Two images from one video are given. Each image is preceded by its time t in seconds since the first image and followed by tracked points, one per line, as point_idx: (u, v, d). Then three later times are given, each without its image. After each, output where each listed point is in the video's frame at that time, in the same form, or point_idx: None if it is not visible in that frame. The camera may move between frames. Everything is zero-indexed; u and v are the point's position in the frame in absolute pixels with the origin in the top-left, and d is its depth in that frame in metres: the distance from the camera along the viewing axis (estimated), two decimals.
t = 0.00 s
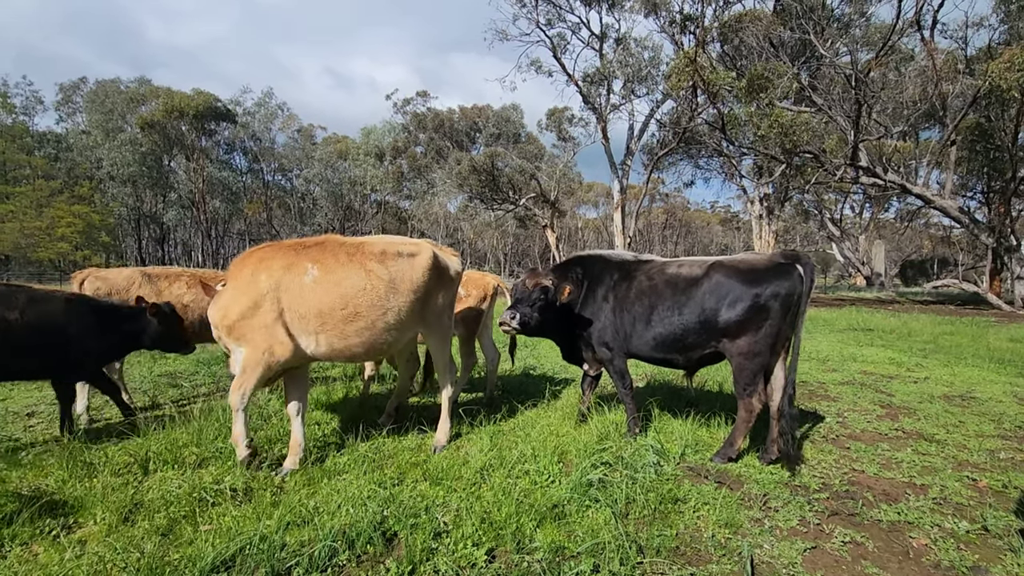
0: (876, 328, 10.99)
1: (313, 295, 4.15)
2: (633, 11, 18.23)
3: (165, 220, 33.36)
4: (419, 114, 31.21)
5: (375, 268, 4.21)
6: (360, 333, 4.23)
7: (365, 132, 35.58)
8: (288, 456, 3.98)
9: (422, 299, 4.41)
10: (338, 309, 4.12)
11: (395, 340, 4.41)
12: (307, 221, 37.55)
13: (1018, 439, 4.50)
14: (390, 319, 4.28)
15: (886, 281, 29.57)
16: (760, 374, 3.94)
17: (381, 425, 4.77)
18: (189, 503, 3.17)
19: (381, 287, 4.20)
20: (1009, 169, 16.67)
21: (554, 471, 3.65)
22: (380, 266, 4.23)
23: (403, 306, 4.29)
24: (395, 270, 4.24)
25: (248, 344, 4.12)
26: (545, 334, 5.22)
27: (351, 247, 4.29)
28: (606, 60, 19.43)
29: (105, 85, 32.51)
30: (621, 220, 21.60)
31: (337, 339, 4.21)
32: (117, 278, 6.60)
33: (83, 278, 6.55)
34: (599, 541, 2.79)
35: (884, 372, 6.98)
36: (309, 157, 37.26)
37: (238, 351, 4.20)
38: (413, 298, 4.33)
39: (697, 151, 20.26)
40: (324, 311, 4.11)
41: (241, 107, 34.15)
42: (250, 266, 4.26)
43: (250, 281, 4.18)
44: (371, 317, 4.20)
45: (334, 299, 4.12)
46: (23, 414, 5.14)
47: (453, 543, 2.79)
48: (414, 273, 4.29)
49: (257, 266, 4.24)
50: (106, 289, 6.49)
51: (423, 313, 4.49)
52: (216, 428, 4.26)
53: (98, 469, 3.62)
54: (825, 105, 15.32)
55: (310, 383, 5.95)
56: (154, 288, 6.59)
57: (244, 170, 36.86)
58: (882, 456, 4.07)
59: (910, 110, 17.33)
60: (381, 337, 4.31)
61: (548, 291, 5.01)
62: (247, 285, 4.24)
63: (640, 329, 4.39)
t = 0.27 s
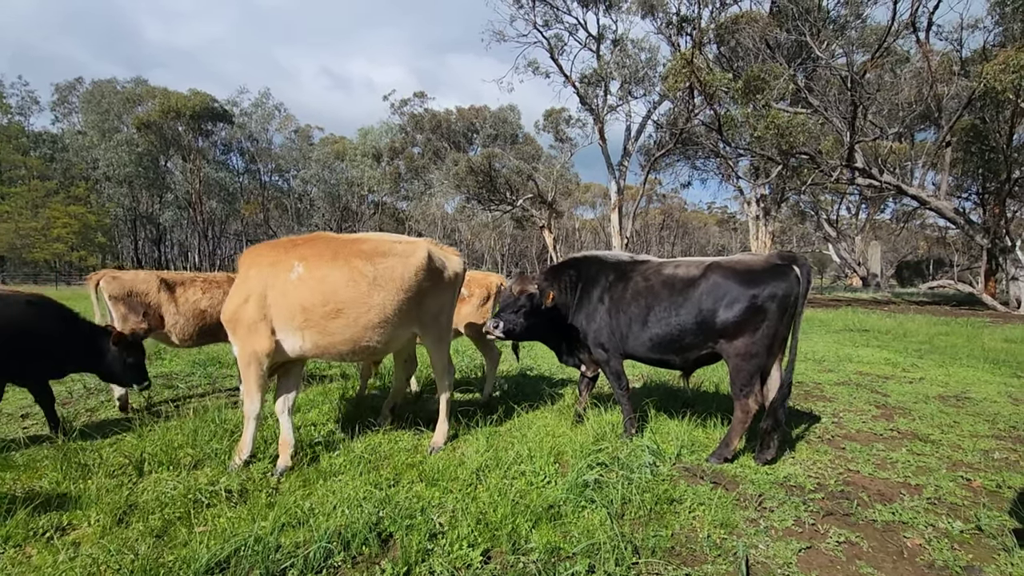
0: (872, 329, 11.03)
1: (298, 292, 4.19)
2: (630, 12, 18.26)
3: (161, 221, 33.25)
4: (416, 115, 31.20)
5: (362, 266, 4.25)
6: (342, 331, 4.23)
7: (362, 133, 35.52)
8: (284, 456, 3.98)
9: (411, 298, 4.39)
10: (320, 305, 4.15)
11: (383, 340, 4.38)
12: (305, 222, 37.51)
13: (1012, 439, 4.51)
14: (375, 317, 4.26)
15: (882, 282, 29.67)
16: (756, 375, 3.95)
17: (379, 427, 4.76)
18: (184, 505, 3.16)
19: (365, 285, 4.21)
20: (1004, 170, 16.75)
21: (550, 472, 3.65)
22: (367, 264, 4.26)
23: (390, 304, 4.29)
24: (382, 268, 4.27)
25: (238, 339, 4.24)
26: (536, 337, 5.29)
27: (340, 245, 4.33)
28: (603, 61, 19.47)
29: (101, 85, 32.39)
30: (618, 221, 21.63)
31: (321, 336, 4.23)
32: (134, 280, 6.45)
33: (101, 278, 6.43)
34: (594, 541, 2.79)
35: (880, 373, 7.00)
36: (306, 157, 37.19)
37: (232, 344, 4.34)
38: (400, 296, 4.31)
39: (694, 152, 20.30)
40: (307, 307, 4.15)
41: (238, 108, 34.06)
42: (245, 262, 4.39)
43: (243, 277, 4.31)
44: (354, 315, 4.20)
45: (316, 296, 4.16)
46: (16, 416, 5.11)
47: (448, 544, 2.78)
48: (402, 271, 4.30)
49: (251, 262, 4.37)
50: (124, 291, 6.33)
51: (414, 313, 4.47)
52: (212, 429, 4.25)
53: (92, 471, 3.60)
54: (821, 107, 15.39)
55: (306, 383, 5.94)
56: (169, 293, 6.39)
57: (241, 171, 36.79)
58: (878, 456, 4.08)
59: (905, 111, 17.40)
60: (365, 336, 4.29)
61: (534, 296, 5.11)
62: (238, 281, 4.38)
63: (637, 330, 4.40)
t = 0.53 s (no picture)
0: (867, 329, 11.08)
1: (286, 293, 4.22)
2: (627, 14, 18.33)
3: (157, 222, 33.15)
4: (413, 116, 31.18)
5: (348, 269, 4.24)
6: (329, 332, 4.24)
7: (359, 134, 35.47)
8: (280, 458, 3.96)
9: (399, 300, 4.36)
10: (307, 306, 4.17)
11: (370, 341, 4.38)
12: (301, 223, 37.46)
13: (1005, 439, 4.54)
14: (360, 319, 4.26)
15: (877, 283, 29.81)
16: (752, 376, 3.96)
17: (379, 428, 4.75)
18: (178, 507, 3.15)
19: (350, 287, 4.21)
20: (997, 172, 16.85)
21: (545, 473, 3.66)
22: (354, 267, 4.25)
23: (376, 306, 4.28)
24: (370, 270, 4.25)
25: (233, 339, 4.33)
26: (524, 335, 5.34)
27: (330, 248, 4.33)
28: (599, 63, 19.51)
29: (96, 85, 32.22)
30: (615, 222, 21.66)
31: (308, 337, 4.25)
32: (151, 279, 6.30)
33: (120, 278, 6.27)
34: (590, 542, 2.79)
35: (874, 373, 7.03)
36: (303, 158, 37.10)
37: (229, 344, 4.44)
38: (386, 300, 4.30)
39: (691, 153, 20.35)
40: (294, 309, 4.18)
41: (234, 108, 33.96)
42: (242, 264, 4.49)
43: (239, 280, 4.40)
44: (340, 317, 4.21)
45: (303, 298, 4.18)
46: (10, 418, 5.09)
47: (443, 546, 2.78)
48: (389, 274, 4.29)
49: (246, 264, 4.45)
50: (142, 290, 6.17)
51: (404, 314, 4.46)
52: (207, 431, 4.23)
53: (86, 472, 3.58)
54: (816, 109, 15.45)
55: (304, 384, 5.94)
56: (187, 292, 6.35)
57: (237, 172, 36.69)
58: (872, 456, 4.10)
59: (899, 113, 17.52)
60: (351, 337, 4.29)
61: (514, 298, 5.19)
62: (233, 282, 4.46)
63: (632, 331, 4.41)
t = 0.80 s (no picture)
0: (861, 331, 11.13)
1: (278, 298, 4.23)
2: (623, 16, 18.39)
3: (152, 223, 33.02)
4: (409, 118, 31.18)
5: (337, 274, 4.24)
6: (317, 337, 4.24)
7: (356, 135, 35.43)
8: (275, 460, 3.96)
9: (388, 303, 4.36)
10: (295, 312, 4.18)
11: (360, 345, 4.37)
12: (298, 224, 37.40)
13: (999, 440, 4.56)
14: (349, 323, 4.26)
15: (872, 284, 29.95)
16: (747, 378, 3.98)
17: (375, 429, 4.74)
18: (171, 509, 3.13)
19: (337, 292, 4.22)
20: (990, 173, 16.94)
21: (540, 474, 3.66)
22: (343, 272, 4.26)
23: (364, 309, 4.27)
24: (360, 276, 4.24)
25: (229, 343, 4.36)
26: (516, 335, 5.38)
27: (322, 252, 4.33)
28: (596, 65, 19.57)
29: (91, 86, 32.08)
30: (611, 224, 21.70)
31: (299, 342, 4.25)
32: (165, 280, 6.28)
33: (135, 279, 6.25)
34: (584, 543, 2.79)
35: (869, 374, 7.06)
36: (300, 160, 37.01)
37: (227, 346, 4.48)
38: (374, 303, 4.29)
39: (687, 155, 20.42)
40: (283, 315, 4.19)
41: (230, 109, 33.86)
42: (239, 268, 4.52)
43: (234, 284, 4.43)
44: (328, 322, 4.22)
45: (294, 303, 4.19)
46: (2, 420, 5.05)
47: (438, 548, 2.78)
48: (376, 278, 4.28)
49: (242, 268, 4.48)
50: (157, 290, 6.14)
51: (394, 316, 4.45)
52: (201, 433, 4.21)
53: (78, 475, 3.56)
54: (811, 111, 15.54)
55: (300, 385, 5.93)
56: (199, 293, 6.34)
57: (233, 173, 36.59)
58: (866, 457, 4.11)
59: (894, 116, 17.62)
60: (340, 341, 4.29)
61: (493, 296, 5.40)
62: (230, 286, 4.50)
63: (627, 333, 4.41)
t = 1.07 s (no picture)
0: (857, 332, 11.18)
1: (275, 303, 4.48)
2: (619, 18, 18.46)
3: (147, 225, 32.90)
4: (406, 119, 31.17)
5: (326, 278, 4.37)
6: (310, 339, 4.43)
7: (352, 137, 35.35)
8: (270, 462, 3.94)
9: (376, 306, 4.39)
10: (290, 316, 4.41)
11: (352, 347, 4.47)
12: (294, 226, 37.37)
13: (992, 441, 4.59)
14: (337, 326, 4.38)
15: (867, 285, 30.09)
16: (742, 380, 4.00)
17: (372, 432, 4.73)
18: (166, 513, 3.12)
19: (324, 297, 4.36)
20: (983, 175, 17.04)
21: (537, 477, 3.66)
22: (331, 277, 4.37)
23: (351, 313, 4.36)
24: (347, 280, 4.34)
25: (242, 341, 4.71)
26: (509, 335, 5.40)
27: (314, 257, 4.48)
28: (592, 67, 19.61)
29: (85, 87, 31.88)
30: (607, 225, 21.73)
31: (296, 344, 4.48)
32: (169, 281, 6.24)
33: (138, 279, 6.22)
34: (580, 546, 2.79)
35: (864, 375, 7.10)
36: (296, 161, 36.92)
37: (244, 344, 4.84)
38: (360, 307, 4.36)
39: (683, 157, 20.48)
40: (280, 318, 4.44)
41: (226, 110, 33.73)
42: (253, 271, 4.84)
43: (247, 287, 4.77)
44: (318, 325, 4.39)
45: (287, 308, 4.41)
46: None
47: (433, 551, 2.78)
48: (362, 282, 4.35)
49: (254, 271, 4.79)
50: (160, 291, 6.11)
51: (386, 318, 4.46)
52: (198, 435, 4.20)
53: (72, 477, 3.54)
54: (806, 113, 15.61)
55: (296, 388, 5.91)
56: (202, 295, 6.30)
57: (229, 174, 36.48)
58: (861, 458, 4.13)
59: (888, 118, 17.73)
60: (331, 344, 4.43)
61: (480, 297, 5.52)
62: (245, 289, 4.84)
63: (622, 336, 4.43)
